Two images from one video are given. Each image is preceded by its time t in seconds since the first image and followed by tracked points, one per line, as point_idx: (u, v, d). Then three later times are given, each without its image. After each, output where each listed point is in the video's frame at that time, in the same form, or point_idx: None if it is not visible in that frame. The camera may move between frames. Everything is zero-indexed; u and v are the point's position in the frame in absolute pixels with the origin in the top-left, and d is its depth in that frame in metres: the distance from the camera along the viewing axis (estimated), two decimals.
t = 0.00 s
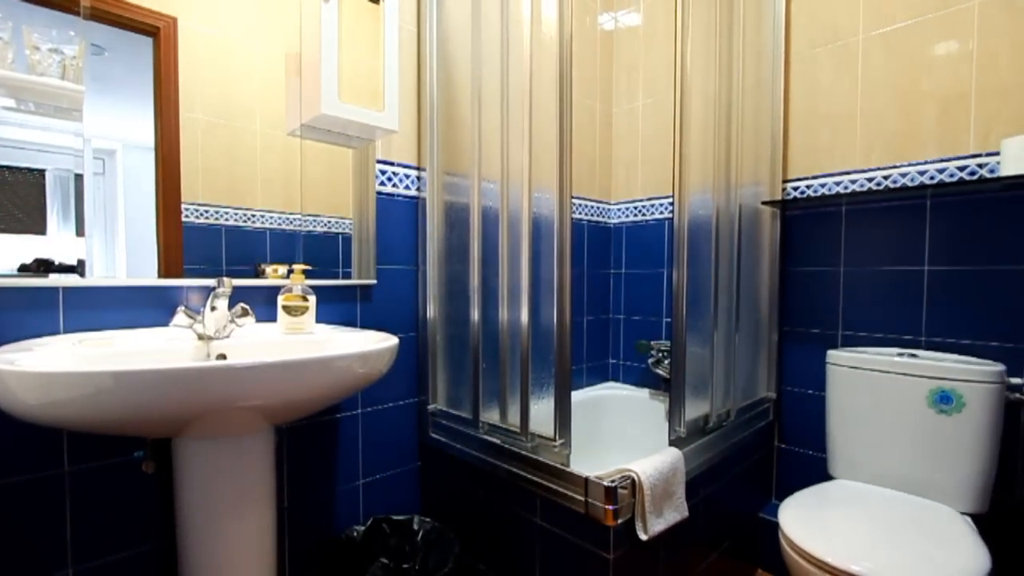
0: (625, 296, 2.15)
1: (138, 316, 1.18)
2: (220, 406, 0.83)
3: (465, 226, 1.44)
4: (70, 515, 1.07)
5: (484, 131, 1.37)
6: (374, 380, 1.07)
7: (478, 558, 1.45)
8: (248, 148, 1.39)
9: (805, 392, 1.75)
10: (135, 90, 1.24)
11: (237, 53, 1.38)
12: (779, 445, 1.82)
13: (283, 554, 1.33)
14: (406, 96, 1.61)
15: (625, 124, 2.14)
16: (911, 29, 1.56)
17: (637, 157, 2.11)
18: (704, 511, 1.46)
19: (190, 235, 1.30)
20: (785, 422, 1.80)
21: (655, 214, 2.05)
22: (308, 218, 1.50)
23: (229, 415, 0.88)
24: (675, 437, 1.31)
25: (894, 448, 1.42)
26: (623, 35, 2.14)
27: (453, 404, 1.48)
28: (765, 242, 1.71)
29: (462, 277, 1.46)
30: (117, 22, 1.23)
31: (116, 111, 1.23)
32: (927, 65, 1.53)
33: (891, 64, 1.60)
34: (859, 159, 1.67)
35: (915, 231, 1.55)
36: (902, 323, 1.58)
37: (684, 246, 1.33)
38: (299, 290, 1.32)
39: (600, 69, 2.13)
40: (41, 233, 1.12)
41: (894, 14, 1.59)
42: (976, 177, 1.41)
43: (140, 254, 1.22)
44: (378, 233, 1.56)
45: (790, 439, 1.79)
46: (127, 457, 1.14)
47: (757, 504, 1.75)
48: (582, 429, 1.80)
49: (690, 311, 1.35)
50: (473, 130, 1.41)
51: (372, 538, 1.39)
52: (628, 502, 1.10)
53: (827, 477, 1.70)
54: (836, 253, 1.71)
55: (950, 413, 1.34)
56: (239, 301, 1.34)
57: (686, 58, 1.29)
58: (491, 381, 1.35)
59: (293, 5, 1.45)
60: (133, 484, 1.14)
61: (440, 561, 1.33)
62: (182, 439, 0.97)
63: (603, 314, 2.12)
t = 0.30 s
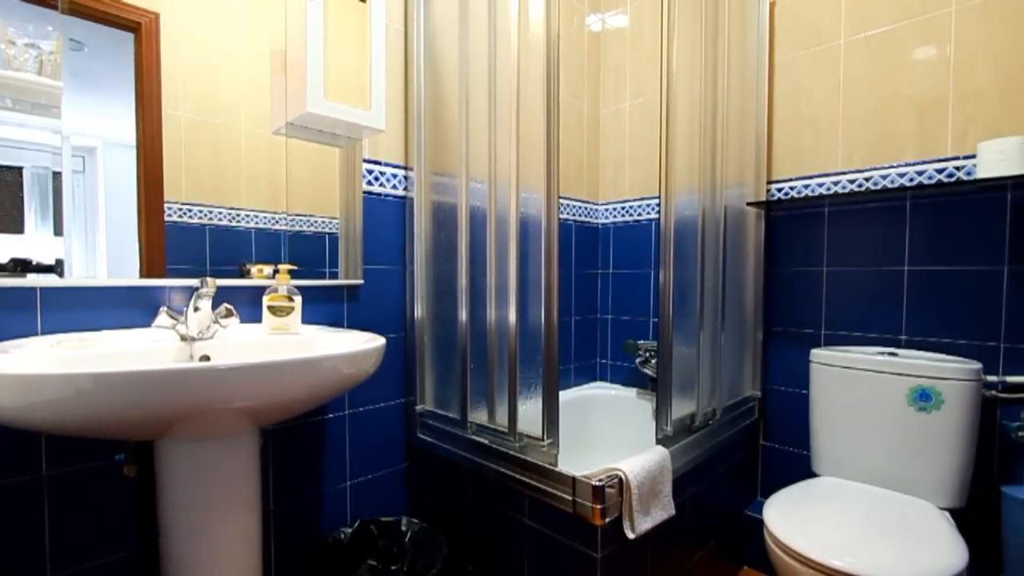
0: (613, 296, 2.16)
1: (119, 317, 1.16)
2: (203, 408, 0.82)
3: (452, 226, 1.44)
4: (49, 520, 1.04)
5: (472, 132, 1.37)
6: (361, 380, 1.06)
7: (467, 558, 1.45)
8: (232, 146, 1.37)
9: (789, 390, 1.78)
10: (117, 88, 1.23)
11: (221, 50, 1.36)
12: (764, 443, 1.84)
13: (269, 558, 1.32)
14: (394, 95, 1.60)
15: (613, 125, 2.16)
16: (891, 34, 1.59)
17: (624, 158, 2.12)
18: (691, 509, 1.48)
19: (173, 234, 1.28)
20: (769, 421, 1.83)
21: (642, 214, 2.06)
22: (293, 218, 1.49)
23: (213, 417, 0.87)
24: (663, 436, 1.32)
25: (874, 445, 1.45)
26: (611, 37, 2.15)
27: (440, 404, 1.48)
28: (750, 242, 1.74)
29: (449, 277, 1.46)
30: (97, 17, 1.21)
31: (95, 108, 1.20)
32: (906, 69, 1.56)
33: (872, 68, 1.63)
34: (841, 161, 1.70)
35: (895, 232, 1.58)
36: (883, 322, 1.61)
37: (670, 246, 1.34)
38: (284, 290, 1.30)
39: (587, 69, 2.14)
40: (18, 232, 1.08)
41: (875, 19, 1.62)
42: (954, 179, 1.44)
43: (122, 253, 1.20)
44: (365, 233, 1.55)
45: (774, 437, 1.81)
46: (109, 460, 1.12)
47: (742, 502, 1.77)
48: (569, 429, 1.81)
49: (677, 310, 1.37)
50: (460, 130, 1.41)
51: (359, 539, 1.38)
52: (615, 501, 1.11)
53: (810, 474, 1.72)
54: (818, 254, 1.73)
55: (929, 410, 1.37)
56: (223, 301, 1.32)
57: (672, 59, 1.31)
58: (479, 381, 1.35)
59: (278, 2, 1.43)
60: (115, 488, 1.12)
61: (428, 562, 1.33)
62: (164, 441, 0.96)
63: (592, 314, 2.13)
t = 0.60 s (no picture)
0: (605, 295, 2.17)
1: (107, 317, 1.14)
2: (192, 409, 0.81)
3: (444, 226, 1.44)
4: (35, 524, 1.03)
5: (464, 132, 1.37)
6: (352, 381, 1.06)
7: (458, 559, 1.45)
8: (221, 145, 1.36)
9: (779, 389, 1.79)
10: (103, 86, 1.21)
11: (210, 48, 1.35)
12: (754, 441, 1.85)
13: (259, 559, 1.31)
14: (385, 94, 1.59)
15: (604, 125, 2.16)
16: (879, 37, 1.60)
17: (616, 158, 2.13)
18: (682, 508, 1.49)
19: (161, 234, 1.26)
20: (759, 419, 1.84)
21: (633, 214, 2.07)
22: (284, 217, 1.48)
23: (202, 418, 0.87)
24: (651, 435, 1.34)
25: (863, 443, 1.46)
26: (603, 38, 2.16)
27: (432, 404, 1.47)
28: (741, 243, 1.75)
29: (441, 277, 1.46)
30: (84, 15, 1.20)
31: (82, 106, 1.19)
32: (893, 71, 1.58)
33: (860, 70, 1.64)
34: (830, 162, 1.72)
35: (883, 233, 1.60)
36: (871, 321, 1.63)
37: (661, 246, 1.35)
38: (274, 290, 1.30)
39: (579, 70, 2.15)
40: (3, 232, 1.07)
41: (862, 22, 1.64)
42: (940, 180, 1.46)
43: (109, 253, 1.18)
44: (357, 232, 1.54)
45: (764, 435, 1.83)
46: (96, 463, 1.10)
47: (733, 500, 1.78)
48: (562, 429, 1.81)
49: (668, 310, 1.38)
50: (452, 130, 1.41)
51: (351, 540, 1.37)
52: (607, 500, 1.11)
53: (800, 472, 1.74)
54: (808, 253, 1.75)
55: (916, 408, 1.39)
56: (212, 302, 1.31)
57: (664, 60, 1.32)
58: (470, 382, 1.35)
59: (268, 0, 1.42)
60: (102, 491, 1.11)
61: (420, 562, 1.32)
62: (154, 444, 0.95)
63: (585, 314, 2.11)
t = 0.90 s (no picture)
0: (596, 295, 2.18)
1: (90, 317, 1.13)
2: (179, 410, 0.80)
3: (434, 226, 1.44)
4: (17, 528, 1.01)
5: (455, 130, 1.36)
6: (341, 381, 1.05)
7: (449, 559, 1.44)
8: (208, 143, 1.34)
9: (768, 388, 1.81)
10: (88, 83, 1.19)
11: (197, 45, 1.33)
12: (743, 439, 1.87)
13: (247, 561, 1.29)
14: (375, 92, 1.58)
15: (594, 125, 2.17)
16: (865, 39, 1.63)
17: (606, 159, 2.13)
18: (672, 506, 1.49)
19: (147, 233, 1.25)
20: (748, 418, 1.86)
21: (622, 215, 2.08)
22: (273, 217, 1.47)
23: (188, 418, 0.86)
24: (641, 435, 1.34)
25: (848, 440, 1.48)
26: (593, 38, 2.17)
27: (423, 405, 1.47)
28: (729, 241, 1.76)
29: (431, 276, 1.45)
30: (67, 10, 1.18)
31: (65, 103, 1.17)
32: (879, 73, 1.60)
33: (846, 72, 1.66)
34: (817, 163, 1.74)
35: (869, 233, 1.62)
36: (857, 320, 1.65)
37: (652, 246, 1.36)
38: (262, 290, 1.29)
39: (569, 70, 2.15)
40: None
41: (849, 24, 1.66)
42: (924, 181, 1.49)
43: (93, 253, 1.17)
44: (346, 232, 1.53)
45: (753, 433, 1.84)
46: (80, 465, 1.09)
47: (722, 498, 1.80)
48: (552, 425, 1.81)
49: (658, 310, 1.38)
50: (442, 129, 1.40)
51: (341, 542, 1.35)
52: (598, 499, 1.12)
53: (788, 470, 1.76)
54: (795, 253, 1.77)
55: (901, 405, 1.41)
56: (198, 302, 1.30)
57: (656, 62, 1.33)
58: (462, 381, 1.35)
59: None
60: (87, 493, 1.09)
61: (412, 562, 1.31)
62: (140, 445, 0.94)
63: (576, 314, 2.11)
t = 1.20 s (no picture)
0: (586, 294, 2.19)
1: (74, 318, 1.11)
2: (165, 412, 0.79)
3: (423, 226, 1.43)
4: None
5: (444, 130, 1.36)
6: (330, 382, 1.04)
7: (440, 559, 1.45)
8: (195, 141, 1.33)
9: (757, 387, 1.83)
10: (70, 79, 1.16)
11: (183, 42, 1.31)
12: (732, 438, 1.89)
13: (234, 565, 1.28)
14: (364, 91, 1.57)
15: (584, 125, 2.18)
16: (851, 42, 1.65)
17: (596, 160, 2.14)
18: (661, 505, 1.50)
19: (133, 233, 1.23)
20: (736, 416, 1.88)
21: (612, 216, 2.09)
22: (261, 216, 1.46)
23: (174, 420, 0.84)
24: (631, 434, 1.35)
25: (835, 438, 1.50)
26: (583, 39, 2.18)
27: (412, 405, 1.46)
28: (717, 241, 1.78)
29: (420, 276, 1.45)
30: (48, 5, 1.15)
31: (47, 99, 1.14)
32: (864, 76, 1.62)
33: (833, 74, 1.68)
34: (804, 164, 1.75)
35: (854, 233, 1.64)
36: (842, 320, 1.67)
37: (641, 246, 1.37)
38: (250, 290, 1.27)
39: (559, 70, 2.15)
40: None
41: (836, 26, 1.67)
42: (909, 182, 1.51)
43: (77, 252, 1.15)
44: (335, 232, 1.53)
45: (740, 431, 1.86)
46: (63, 468, 1.07)
47: (711, 496, 1.81)
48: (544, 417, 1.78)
49: (647, 310, 1.39)
50: (432, 129, 1.40)
51: (330, 544, 1.36)
52: (587, 498, 1.12)
53: (775, 468, 1.78)
54: (782, 254, 1.79)
55: (886, 404, 1.43)
56: (184, 302, 1.28)
57: (646, 64, 1.34)
58: (451, 381, 1.35)
59: None
60: (71, 496, 1.07)
61: (400, 565, 1.30)
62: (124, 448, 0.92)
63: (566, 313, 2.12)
